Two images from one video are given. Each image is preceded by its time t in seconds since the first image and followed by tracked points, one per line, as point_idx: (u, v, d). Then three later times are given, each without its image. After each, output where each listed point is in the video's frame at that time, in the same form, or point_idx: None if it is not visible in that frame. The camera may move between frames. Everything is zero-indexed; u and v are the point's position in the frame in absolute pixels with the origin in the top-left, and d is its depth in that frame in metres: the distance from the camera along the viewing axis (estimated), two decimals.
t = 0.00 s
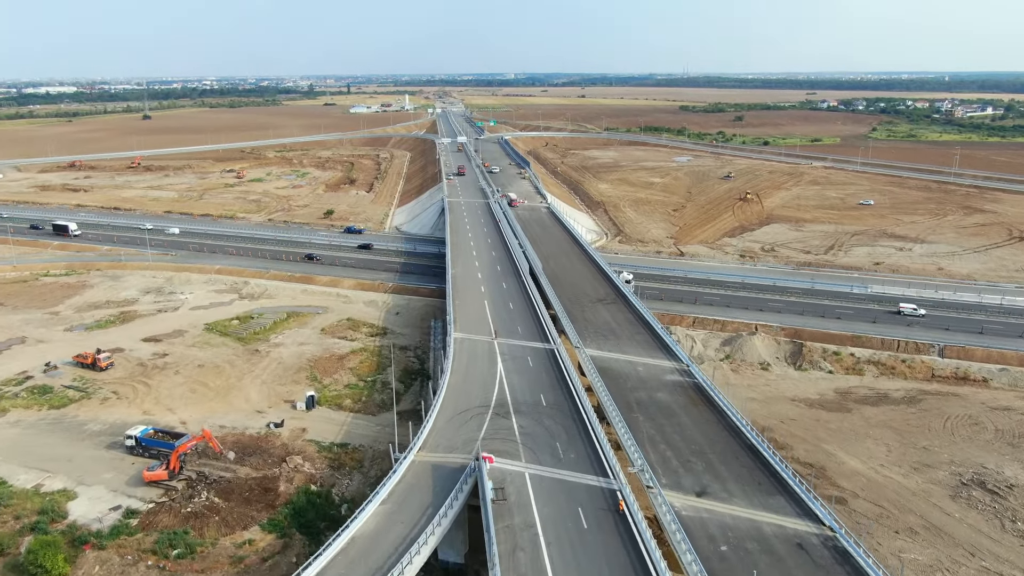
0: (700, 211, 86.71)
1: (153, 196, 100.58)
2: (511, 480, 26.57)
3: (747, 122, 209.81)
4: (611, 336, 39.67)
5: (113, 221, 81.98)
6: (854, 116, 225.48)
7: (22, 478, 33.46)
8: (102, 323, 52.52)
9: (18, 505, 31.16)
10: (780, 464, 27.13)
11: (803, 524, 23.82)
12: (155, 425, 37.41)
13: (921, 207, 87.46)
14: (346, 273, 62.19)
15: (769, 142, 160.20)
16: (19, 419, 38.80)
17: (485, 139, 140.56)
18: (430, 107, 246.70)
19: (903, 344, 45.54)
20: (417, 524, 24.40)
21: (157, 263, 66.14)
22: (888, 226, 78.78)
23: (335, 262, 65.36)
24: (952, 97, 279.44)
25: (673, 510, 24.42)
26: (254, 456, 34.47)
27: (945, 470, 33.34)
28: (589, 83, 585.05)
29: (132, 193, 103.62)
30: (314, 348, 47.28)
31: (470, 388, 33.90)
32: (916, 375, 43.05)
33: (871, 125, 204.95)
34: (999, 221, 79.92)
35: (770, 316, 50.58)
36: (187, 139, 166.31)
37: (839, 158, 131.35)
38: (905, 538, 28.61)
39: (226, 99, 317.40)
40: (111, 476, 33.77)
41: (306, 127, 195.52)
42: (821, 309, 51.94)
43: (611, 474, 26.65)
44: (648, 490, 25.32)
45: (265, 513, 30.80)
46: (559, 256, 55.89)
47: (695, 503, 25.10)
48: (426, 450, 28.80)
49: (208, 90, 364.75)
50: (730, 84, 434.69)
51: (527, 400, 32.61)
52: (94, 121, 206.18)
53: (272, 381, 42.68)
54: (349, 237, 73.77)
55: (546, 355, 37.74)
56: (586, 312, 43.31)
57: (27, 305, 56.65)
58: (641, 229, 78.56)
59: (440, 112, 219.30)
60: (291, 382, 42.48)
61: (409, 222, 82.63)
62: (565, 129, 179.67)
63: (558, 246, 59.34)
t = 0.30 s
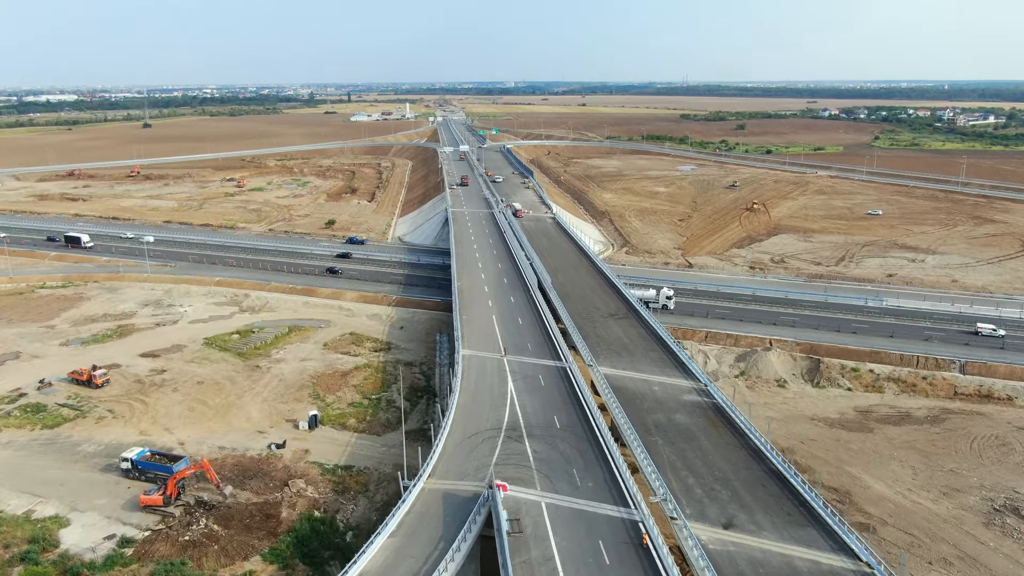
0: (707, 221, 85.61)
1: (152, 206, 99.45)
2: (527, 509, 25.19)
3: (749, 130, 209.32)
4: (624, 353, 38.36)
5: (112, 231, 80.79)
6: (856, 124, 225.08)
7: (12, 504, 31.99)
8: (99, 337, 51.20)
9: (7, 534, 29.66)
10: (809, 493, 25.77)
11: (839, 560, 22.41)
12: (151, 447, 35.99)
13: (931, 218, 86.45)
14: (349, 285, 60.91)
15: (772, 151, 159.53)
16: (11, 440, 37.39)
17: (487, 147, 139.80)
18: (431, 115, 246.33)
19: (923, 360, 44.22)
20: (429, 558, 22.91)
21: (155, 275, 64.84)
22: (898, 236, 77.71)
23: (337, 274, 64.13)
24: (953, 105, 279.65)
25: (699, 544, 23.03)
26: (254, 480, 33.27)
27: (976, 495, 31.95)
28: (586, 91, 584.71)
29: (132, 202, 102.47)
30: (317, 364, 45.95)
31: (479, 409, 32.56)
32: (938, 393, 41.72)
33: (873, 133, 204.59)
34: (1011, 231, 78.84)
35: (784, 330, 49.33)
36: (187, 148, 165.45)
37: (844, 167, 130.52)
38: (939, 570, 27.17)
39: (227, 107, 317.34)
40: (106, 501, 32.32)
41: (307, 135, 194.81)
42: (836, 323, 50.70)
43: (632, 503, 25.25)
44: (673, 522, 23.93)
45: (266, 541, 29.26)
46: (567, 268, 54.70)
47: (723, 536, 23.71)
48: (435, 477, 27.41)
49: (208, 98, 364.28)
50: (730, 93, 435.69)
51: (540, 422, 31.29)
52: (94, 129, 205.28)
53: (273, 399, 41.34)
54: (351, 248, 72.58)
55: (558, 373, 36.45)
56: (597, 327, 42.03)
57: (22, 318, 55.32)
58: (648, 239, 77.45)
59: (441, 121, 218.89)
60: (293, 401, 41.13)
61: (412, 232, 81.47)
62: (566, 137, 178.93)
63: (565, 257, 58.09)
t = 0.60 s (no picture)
0: (715, 231, 84.52)
1: (152, 215, 98.33)
2: (548, 539, 23.82)
3: (751, 139, 208.81)
4: (641, 371, 37.14)
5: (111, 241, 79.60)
6: (858, 132, 224.66)
7: (5, 530, 30.60)
8: (98, 351, 49.90)
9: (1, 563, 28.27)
10: (844, 521, 24.50)
11: None
12: (151, 469, 34.66)
13: (941, 227, 85.45)
14: (353, 297, 59.68)
15: (776, 159, 158.92)
16: (5, 461, 36.02)
17: (490, 156, 139.04)
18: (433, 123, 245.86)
19: (945, 376, 42.99)
20: None
21: (156, 286, 63.62)
22: (909, 246, 76.68)
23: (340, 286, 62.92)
24: (954, 113, 279.87)
25: None
26: (259, 503, 31.91)
27: (1012, 520, 30.64)
28: (584, 98, 584.54)
29: (132, 211, 101.33)
30: (321, 380, 44.68)
31: (493, 430, 31.29)
32: (963, 410, 40.47)
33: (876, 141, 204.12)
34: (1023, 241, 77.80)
35: (801, 344, 48.11)
36: (188, 156, 164.66)
37: (849, 175, 129.70)
38: None
39: (227, 115, 316.81)
40: (103, 527, 30.95)
41: (308, 143, 194.06)
42: (853, 337, 49.48)
43: (659, 533, 23.96)
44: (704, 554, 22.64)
45: (271, 569, 27.80)
46: (577, 280, 53.52)
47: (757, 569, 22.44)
48: (450, 504, 26.10)
49: (209, 106, 363.98)
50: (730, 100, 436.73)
51: (557, 444, 30.00)
52: (94, 137, 204.55)
53: (277, 417, 40.04)
54: (355, 258, 71.42)
55: (573, 391, 35.20)
56: (611, 342, 40.84)
57: (19, 332, 54.03)
58: (656, 250, 76.35)
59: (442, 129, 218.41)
60: (298, 419, 39.83)
61: (416, 242, 80.33)
62: (569, 145, 178.31)
63: (574, 268, 56.93)
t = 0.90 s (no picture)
0: (724, 239, 83.48)
1: (154, 222, 97.28)
2: (575, 569, 22.56)
3: (754, 145, 208.22)
4: (660, 386, 35.96)
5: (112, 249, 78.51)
6: (861, 139, 223.97)
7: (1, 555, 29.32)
8: (98, 363, 48.68)
9: None
10: (885, 550, 23.20)
11: None
12: (154, 489, 33.41)
13: (952, 235, 84.42)
14: (359, 308, 58.54)
15: (780, 166, 158.25)
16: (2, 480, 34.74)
17: (494, 163, 138.14)
18: (434, 129, 245.15)
19: (970, 391, 41.78)
20: None
21: (158, 296, 62.46)
22: (922, 255, 75.64)
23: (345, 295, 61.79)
24: (956, 120, 279.66)
25: None
26: (266, 526, 30.66)
27: None
28: (585, 105, 584.59)
29: (133, 218, 100.27)
30: (329, 394, 43.47)
31: (511, 451, 30.04)
32: (991, 426, 39.21)
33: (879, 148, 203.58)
34: None
35: (820, 357, 46.91)
36: (190, 162, 163.91)
37: (856, 182, 128.87)
38: None
39: (229, 121, 316.51)
40: (105, 551, 29.67)
41: (310, 150, 193.33)
42: (873, 349, 48.28)
43: (691, 562, 22.71)
44: None
45: None
46: (589, 290, 52.39)
47: None
48: (469, 530, 24.80)
49: (210, 112, 365.12)
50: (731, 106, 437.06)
51: (578, 465, 28.77)
52: (95, 143, 203.92)
53: (284, 434, 38.82)
54: (360, 267, 70.31)
55: (592, 408, 33.99)
56: (628, 356, 39.68)
57: (18, 343, 52.83)
58: (665, 258, 75.28)
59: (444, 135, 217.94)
60: (305, 435, 38.61)
61: (421, 250, 79.26)
62: (572, 152, 177.66)
63: (585, 278, 55.76)
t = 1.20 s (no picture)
0: (734, 247, 82.50)
1: (156, 230, 96.28)
2: None
3: (758, 152, 207.66)
4: (683, 401, 34.83)
5: (114, 257, 77.48)
6: (865, 145, 223.35)
7: None
8: (102, 375, 47.58)
9: None
10: None
11: None
12: (161, 509, 32.26)
13: (965, 243, 83.45)
14: (366, 317, 57.48)
15: (785, 173, 157.56)
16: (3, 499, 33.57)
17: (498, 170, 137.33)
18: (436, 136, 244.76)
19: (997, 405, 40.67)
20: None
21: (162, 306, 61.40)
22: (936, 263, 74.65)
23: (352, 305, 60.75)
24: (959, 127, 279.23)
25: None
26: (278, 548, 29.47)
27: None
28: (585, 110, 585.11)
29: (135, 226, 99.29)
30: (339, 407, 42.37)
31: (533, 471, 28.90)
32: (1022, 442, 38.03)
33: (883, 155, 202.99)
34: None
35: (843, 370, 45.78)
36: (192, 169, 163.22)
37: (863, 189, 127.98)
38: None
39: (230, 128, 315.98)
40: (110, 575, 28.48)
41: (313, 156, 192.70)
42: (896, 362, 47.11)
43: None
44: None
45: None
46: (603, 300, 51.33)
47: None
48: (495, 557, 23.58)
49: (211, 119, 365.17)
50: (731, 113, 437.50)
51: (604, 486, 27.59)
52: (96, 150, 203.25)
53: (294, 450, 37.69)
54: (366, 276, 69.29)
55: (614, 425, 32.85)
56: (648, 370, 38.56)
57: (20, 354, 51.74)
58: (676, 267, 74.26)
59: (447, 142, 217.40)
60: (316, 451, 37.49)
61: (428, 259, 78.26)
62: (575, 159, 176.86)
63: (598, 288, 54.69)
